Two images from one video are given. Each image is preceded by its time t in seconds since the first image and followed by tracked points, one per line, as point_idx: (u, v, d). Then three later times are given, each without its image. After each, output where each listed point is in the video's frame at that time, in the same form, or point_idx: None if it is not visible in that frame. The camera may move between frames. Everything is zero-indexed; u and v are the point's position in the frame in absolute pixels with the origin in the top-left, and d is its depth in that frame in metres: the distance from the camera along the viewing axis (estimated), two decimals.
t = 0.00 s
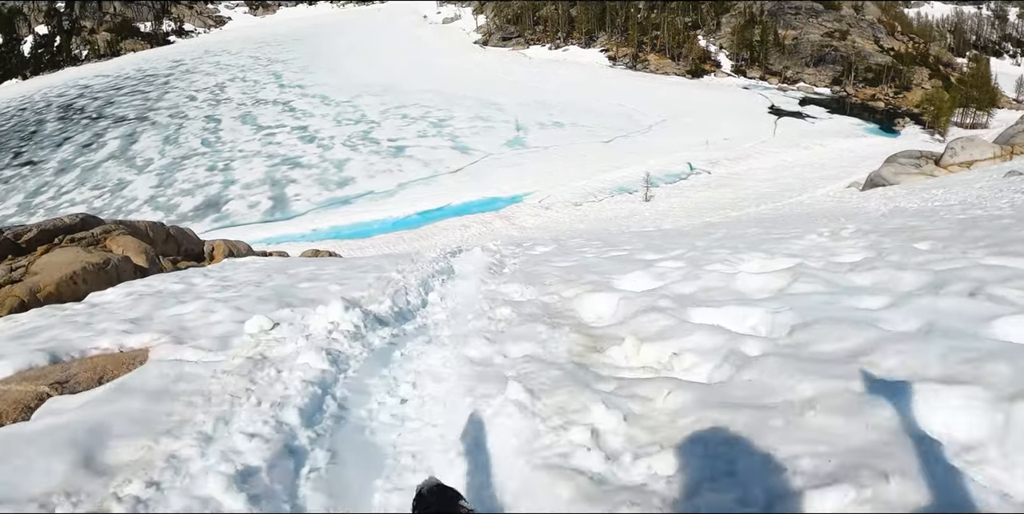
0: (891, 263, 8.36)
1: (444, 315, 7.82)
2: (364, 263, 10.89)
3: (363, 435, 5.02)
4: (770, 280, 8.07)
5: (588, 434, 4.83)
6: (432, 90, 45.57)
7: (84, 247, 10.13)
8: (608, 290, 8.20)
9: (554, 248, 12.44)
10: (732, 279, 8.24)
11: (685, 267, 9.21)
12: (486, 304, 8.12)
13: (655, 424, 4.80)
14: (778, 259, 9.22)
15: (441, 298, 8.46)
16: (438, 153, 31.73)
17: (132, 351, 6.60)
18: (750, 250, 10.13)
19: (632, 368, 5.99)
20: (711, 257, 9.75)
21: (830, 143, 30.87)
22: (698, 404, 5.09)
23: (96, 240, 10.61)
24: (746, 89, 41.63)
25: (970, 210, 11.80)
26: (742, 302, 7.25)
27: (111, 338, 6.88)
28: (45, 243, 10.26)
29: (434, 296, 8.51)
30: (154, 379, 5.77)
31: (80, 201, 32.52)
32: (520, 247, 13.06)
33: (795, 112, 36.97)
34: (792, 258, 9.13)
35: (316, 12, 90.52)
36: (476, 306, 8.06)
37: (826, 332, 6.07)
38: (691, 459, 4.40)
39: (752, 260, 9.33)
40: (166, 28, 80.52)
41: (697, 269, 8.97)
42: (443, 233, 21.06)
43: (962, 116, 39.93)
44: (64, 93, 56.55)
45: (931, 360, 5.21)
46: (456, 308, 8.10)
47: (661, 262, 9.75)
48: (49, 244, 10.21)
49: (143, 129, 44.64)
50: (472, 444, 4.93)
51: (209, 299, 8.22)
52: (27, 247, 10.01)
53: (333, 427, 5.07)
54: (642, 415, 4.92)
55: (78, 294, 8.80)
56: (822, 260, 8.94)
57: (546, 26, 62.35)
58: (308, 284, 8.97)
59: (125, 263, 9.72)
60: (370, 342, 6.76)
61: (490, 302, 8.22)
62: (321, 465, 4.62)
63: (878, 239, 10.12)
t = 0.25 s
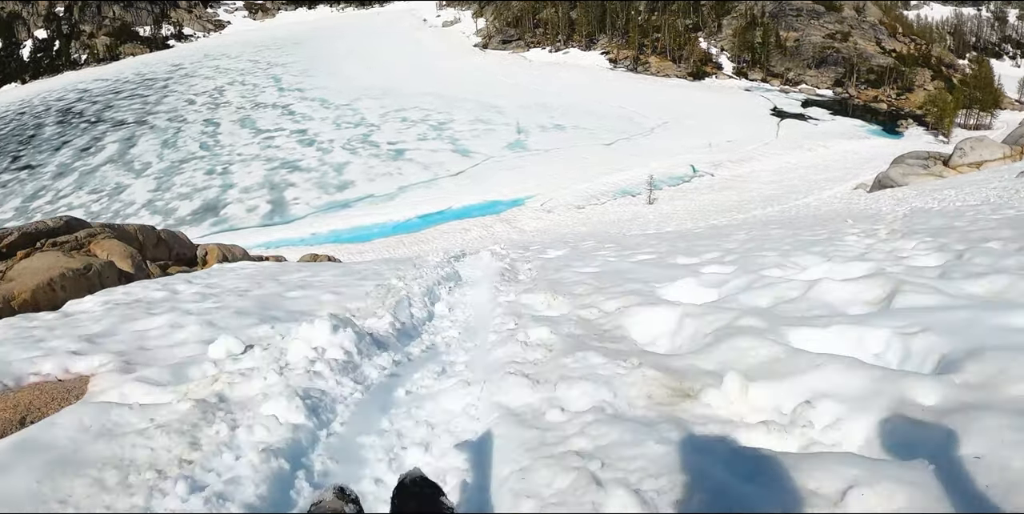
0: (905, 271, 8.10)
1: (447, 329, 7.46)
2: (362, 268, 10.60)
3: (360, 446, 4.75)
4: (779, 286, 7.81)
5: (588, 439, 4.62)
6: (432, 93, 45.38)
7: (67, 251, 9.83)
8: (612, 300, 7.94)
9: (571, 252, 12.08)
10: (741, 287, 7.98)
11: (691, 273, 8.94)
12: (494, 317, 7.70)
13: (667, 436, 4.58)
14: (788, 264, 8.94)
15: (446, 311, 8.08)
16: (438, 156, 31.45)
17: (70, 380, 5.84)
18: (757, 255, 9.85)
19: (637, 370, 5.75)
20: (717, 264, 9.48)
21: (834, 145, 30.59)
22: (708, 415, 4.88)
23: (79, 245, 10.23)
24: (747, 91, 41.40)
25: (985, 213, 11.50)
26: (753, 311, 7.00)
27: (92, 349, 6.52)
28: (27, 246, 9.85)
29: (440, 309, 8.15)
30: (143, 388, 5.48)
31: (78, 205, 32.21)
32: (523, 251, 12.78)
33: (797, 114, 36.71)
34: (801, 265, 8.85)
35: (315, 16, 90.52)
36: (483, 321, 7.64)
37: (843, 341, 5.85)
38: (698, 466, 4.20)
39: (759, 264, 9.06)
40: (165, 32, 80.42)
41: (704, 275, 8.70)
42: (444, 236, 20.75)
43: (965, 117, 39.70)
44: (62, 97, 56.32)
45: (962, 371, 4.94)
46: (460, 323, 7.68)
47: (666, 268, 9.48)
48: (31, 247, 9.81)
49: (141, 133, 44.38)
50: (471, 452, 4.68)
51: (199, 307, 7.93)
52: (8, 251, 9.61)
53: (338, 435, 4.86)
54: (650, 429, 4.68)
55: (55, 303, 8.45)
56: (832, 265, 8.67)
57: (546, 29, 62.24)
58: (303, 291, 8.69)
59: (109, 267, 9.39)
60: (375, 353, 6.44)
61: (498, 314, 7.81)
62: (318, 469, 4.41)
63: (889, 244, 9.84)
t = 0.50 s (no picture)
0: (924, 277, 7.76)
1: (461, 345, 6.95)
2: (360, 276, 10.29)
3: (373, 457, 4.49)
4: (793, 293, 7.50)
5: (589, 449, 4.37)
6: (433, 97, 45.18)
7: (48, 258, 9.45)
8: (618, 307, 7.62)
9: (575, 261, 11.74)
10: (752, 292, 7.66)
11: (700, 280, 8.62)
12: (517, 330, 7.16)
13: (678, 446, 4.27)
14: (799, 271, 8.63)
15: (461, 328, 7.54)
16: (439, 160, 31.16)
17: None
18: (768, 261, 9.53)
19: (642, 379, 5.48)
20: (727, 271, 9.17)
21: (839, 148, 30.28)
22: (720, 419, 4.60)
23: (60, 251, 9.93)
24: (751, 94, 41.14)
25: (1005, 217, 11.12)
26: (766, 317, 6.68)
27: (69, 363, 6.15)
28: (5, 253, 9.45)
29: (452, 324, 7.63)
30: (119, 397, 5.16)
31: (76, 209, 31.94)
32: (527, 258, 12.46)
33: (801, 117, 36.41)
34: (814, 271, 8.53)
35: (317, 21, 90.61)
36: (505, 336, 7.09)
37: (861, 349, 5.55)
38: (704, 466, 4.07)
39: (771, 271, 8.75)
40: (167, 37, 80.43)
41: (714, 282, 8.39)
42: (445, 241, 20.41)
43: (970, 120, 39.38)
44: (63, 101, 56.15)
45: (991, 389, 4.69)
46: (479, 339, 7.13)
47: (675, 275, 9.16)
48: (9, 254, 9.41)
49: (141, 137, 44.15)
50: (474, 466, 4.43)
51: (188, 316, 7.63)
52: None
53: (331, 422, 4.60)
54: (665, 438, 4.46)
55: (29, 314, 8.01)
56: (847, 270, 8.34)
57: (547, 33, 62.13)
58: (297, 301, 8.39)
59: (90, 275, 9.07)
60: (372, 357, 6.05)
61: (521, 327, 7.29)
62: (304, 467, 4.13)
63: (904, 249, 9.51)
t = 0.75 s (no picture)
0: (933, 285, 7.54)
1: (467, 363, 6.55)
2: (357, 282, 10.07)
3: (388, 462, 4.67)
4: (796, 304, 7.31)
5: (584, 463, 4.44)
6: (434, 98, 44.93)
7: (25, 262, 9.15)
8: (617, 317, 7.43)
9: (592, 265, 11.34)
10: (756, 305, 7.47)
11: (703, 289, 8.42)
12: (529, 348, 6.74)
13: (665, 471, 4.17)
14: (805, 281, 8.43)
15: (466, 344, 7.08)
16: (440, 161, 30.89)
17: None
18: (773, 269, 9.32)
19: (631, 398, 5.37)
20: (731, 279, 8.97)
21: (843, 150, 30.00)
22: (709, 442, 4.50)
23: (39, 253, 9.64)
24: (754, 96, 40.89)
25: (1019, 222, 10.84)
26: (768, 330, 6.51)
27: (53, 377, 5.91)
28: None
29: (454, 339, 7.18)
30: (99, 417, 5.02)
31: (73, 210, 31.67)
32: (529, 262, 12.21)
33: (804, 119, 36.13)
34: (820, 281, 8.33)
35: (317, 22, 90.41)
36: (517, 354, 6.65)
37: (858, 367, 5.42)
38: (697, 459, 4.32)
39: (775, 281, 8.56)
40: (167, 38, 80.24)
41: (716, 293, 8.19)
42: (446, 244, 20.12)
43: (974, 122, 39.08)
44: (62, 102, 55.92)
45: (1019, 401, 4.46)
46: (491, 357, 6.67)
47: (677, 283, 8.95)
48: None
49: (140, 138, 43.90)
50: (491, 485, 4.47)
51: (178, 326, 7.43)
52: None
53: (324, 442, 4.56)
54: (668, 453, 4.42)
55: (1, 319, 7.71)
56: (853, 280, 8.15)
57: (548, 35, 61.88)
58: (290, 310, 8.19)
59: (68, 280, 8.83)
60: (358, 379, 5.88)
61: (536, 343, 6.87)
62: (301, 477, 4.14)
63: (913, 255, 9.29)
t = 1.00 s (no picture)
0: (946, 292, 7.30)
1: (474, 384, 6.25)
2: (352, 286, 9.82)
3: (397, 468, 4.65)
4: (804, 312, 7.07)
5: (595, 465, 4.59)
6: (434, 97, 44.64)
7: None
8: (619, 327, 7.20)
9: (605, 270, 10.96)
10: (762, 312, 7.23)
11: (708, 295, 8.16)
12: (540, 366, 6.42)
13: (667, 496, 3.97)
14: (812, 285, 8.16)
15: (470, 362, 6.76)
16: (440, 161, 30.58)
17: None
18: (779, 274, 9.06)
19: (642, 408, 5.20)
20: (736, 284, 8.71)
21: (847, 150, 29.68)
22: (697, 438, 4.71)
23: (13, 254, 9.29)
24: (756, 96, 40.59)
25: None
26: (776, 338, 6.26)
27: (36, 389, 5.67)
28: None
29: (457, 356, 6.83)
30: (72, 430, 4.79)
31: (70, 210, 31.39)
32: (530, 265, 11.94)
33: (807, 119, 35.80)
34: (828, 286, 8.07)
35: (317, 22, 90.09)
36: (528, 375, 6.34)
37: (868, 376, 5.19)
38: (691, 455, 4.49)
39: (782, 287, 8.29)
40: (166, 37, 79.97)
41: (722, 299, 7.94)
42: (446, 245, 19.84)
43: (978, 122, 38.74)
44: (61, 102, 55.61)
45: None
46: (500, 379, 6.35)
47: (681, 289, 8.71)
48: None
49: (138, 137, 43.59)
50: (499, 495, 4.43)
51: (164, 331, 7.18)
52: None
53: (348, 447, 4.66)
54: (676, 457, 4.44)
55: None
56: (864, 286, 7.89)
57: (549, 34, 61.60)
58: (281, 315, 7.94)
59: (40, 283, 8.48)
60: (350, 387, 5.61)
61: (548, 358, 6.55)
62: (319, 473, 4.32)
63: (924, 258, 9.01)
